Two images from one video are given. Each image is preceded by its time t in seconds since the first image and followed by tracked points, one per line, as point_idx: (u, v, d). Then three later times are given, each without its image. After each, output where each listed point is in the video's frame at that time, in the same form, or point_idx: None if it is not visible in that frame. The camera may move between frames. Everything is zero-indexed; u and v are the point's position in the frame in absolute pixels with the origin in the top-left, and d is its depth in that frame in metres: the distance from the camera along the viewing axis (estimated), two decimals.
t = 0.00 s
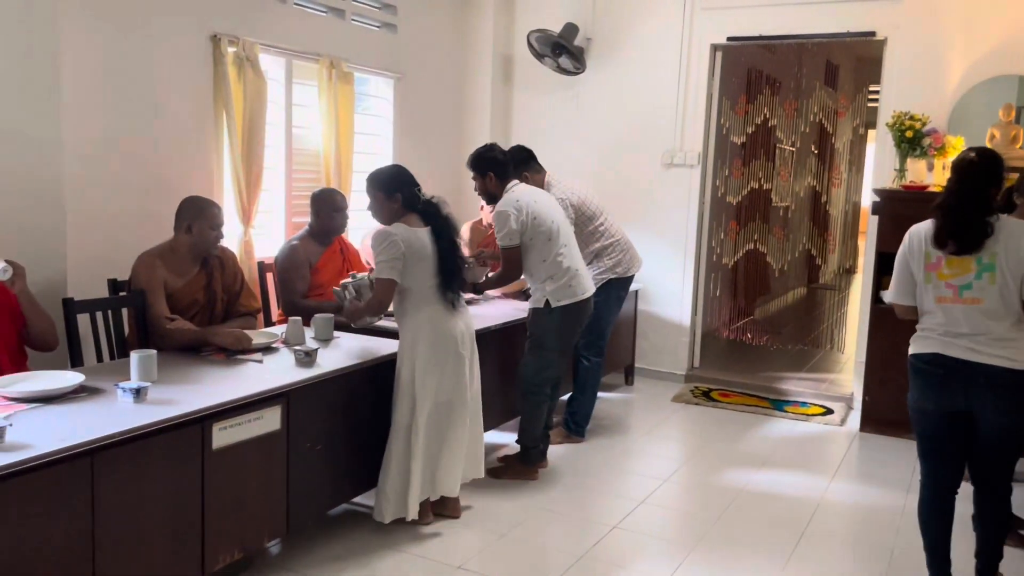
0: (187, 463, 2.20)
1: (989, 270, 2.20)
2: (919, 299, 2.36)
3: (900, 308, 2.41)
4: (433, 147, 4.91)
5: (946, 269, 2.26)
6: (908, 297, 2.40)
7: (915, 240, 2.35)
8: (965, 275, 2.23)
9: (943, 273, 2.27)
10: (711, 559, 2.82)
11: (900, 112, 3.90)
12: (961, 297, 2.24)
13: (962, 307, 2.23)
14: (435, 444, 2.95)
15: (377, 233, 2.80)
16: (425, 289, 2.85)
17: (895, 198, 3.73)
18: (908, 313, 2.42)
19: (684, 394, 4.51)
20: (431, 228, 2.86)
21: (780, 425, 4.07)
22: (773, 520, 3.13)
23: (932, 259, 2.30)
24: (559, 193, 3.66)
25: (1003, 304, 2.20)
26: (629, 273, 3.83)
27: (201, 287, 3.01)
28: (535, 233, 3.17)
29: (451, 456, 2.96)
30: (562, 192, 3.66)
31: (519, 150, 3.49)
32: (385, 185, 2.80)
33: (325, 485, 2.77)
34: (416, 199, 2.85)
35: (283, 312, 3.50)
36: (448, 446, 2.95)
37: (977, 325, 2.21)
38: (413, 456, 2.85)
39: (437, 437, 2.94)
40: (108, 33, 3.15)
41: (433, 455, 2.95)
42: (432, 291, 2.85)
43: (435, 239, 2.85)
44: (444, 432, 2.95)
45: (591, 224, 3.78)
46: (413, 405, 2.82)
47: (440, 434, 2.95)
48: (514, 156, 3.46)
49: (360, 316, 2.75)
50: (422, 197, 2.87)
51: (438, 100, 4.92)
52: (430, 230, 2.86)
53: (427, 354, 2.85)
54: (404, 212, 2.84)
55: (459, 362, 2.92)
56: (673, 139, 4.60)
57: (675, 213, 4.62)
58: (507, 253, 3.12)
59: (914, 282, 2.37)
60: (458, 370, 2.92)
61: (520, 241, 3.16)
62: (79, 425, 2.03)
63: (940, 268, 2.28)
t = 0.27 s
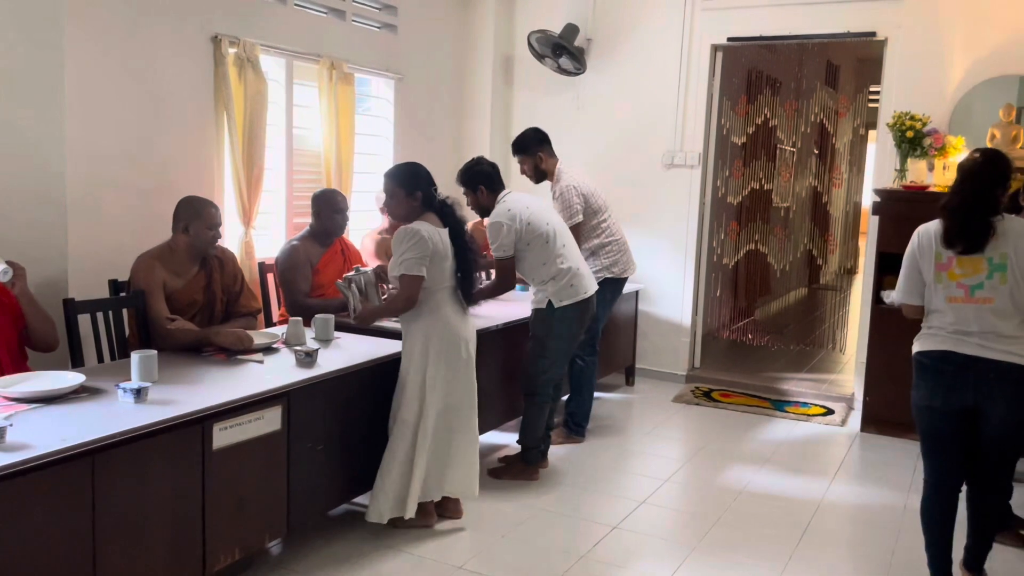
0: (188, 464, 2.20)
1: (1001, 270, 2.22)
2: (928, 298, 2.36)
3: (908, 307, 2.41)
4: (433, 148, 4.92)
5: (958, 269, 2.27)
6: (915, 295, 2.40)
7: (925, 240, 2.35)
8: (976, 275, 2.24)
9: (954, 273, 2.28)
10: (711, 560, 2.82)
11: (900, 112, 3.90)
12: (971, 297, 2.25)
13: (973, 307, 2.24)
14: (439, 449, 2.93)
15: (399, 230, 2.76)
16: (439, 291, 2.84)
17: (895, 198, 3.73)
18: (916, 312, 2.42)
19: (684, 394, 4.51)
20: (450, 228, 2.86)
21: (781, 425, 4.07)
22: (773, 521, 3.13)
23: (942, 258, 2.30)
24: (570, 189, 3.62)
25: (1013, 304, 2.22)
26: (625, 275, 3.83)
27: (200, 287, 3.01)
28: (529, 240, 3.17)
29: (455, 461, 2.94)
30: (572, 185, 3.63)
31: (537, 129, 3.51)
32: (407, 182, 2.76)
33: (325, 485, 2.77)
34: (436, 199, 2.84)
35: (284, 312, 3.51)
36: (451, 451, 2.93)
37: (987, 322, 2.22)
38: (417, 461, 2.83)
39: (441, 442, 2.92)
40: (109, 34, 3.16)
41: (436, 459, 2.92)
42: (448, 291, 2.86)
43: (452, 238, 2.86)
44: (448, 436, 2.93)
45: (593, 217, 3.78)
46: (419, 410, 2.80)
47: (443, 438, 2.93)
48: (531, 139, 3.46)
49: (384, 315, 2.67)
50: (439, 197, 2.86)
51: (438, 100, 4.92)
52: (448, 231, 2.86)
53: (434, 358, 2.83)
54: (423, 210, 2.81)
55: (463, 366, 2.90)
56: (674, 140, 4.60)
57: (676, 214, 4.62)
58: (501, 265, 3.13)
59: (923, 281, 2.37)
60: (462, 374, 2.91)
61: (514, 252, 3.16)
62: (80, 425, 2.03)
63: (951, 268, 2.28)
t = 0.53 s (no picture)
0: (177, 465, 2.20)
1: (997, 270, 2.25)
2: (923, 296, 2.38)
3: (903, 304, 2.41)
4: (424, 149, 4.92)
5: (955, 267, 2.29)
6: (911, 292, 2.40)
7: (923, 237, 2.36)
8: (973, 274, 2.27)
9: (952, 272, 2.30)
10: (700, 558, 2.83)
11: (887, 113, 3.92)
12: (968, 295, 2.28)
13: (969, 304, 2.27)
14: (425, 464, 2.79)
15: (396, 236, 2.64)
16: (430, 298, 2.75)
17: (883, 198, 3.75)
18: (909, 309, 2.42)
19: (675, 394, 4.52)
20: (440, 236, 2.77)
21: (770, 425, 4.09)
22: (762, 519, 3.14)
23: (941, 256, 2.33)
24: (580, 173, 3.62)
25: (1007, 302, 2.26)
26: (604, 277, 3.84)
27: (188, 288, 3.01)
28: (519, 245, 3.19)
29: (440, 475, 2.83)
30: (581, 170, 3.64)
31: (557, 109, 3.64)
32: (399, 186, 2.65)
33: (315, 486, 2.77)
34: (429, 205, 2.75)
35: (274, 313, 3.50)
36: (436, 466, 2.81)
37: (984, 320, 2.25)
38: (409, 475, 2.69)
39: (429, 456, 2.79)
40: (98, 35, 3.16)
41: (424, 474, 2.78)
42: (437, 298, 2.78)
43: (444, 244, 2.78)
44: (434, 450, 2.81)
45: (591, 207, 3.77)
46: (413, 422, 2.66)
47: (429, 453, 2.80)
48: (552, 113, 3.62)
49: (386, 321, 2.57)
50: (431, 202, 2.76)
51: (429, 102, 4.93)
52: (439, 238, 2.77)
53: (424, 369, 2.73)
54: (415, 216, 2.71)
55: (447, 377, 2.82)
56: (664, 141, 4.62)
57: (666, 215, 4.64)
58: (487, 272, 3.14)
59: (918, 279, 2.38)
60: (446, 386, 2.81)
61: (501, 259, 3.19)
62: (68, 428, 2.03)
63: (949, 266, 2.30)
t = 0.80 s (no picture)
0: (154, 470, 2.17)
1: (978, 269, 2.28)
2: (907, 295, 2.38)
3: (884, 302, 2.42)
4: (404, 150, 4.91)
5: (937, 266, 2.31)
6: (893, 290, 2.41)
7: (906, 235, 2.36)
8: (955, 273, 2.29)
9: (935, 271, 2.31)
10: (681, 558, 2.83)
11: (865, 113, 3.95)
12: (950, 294, 2.29)
13: (951, 303, 2.29)
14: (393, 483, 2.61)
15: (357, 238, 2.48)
16: (393, 307, 2.57)
17: (860, 198, 3.78)
18: (891, 307, 2.43)
19: (656, 394, 4.53)
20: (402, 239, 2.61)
21: (751, 424, 4.10)
22: (743, 518, 3.15)
23: (923, 256, 2.33)
24: (569, 170, 3.61)
25: (987, 301, 2.29)
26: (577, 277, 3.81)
27: (165, 290, 2.98)
28: (500, 248, 3.20)
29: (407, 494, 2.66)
30: (570, 168, 3.62)
31: (553, 104, 3.64)
32: (358, 187, 2.50)
33: (294, 489, 2.74)
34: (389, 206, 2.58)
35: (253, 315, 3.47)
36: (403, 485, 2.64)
37: (964, 319, 2.28)
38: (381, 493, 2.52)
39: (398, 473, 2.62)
40: (72, 34, 3.11)
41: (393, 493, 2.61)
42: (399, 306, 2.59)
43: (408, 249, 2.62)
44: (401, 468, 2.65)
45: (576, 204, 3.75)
46: (381, 437, 2.49)
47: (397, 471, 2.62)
48: (546, 110, 3.62)
49: (338, 332, 2.37)
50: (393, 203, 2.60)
51: (409, 103, 4.91)
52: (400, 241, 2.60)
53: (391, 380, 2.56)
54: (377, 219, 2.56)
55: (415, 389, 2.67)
56: (644, 141, 4.63)
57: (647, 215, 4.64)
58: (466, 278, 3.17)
59: (902, 278, 2.38)
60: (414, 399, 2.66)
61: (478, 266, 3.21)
62: (43, 433, 2.00)
63: (932, 266, 2.31)
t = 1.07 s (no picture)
0: (128, 473, 2.16)
1: (950, 266, 2.31)
2: (881, 291, 2.42)
3: (859, 297, 2.44)
4: (380, 150, 4.90)
5: (910, 263, 2.34)
6: (869, 286, 2.43)
7: (881, 232, 2.40)
8: (928, 270, 2.33)
9: (908, 267, 2.35)
10: (657, 555, 2.84)
11: (836, 113, 4.00)
12: (923, 291, 2.33)
13: (924, 300, 2.33)
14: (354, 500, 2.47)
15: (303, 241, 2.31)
16: (346, 312, 2.37)
17: (832, 197, 3.82)
18: (865, 303, 2.45)
19: (633, 392, 4.55)
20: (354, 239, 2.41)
21: (726, 421, 4.14)
22: (718, 515, 3.17)
23: (897, 252, 2.37)
24: (545, 171, 3.61)
25: (958, 299, 2.33)
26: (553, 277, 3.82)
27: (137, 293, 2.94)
28: (478, 248, 3.20)
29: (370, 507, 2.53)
30: (546, 168, 3.63)
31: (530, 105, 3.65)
32: (300, 186, 2.30)
33: (269, 492, 2.73)
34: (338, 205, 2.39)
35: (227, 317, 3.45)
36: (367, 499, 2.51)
37: (935, 315, 2.32)
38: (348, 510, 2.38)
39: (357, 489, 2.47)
40: (40, 33, 3.07)
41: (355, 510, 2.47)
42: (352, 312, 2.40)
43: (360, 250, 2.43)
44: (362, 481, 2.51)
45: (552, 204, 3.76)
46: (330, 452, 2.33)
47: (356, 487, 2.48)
48: (522, 111, 3.61)
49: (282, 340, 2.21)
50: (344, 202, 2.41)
51: (384, 103, 4.90)
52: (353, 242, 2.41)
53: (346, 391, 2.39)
54: (324, 219, 2.36)
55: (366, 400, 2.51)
56: (619, 141, 4.66)
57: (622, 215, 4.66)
58: (441, 279, 3.18)
59: (876, 274, 2.42)
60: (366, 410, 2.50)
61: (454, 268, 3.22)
62: (12, 436, 1.98)
63: (905, 262, 2.35)
